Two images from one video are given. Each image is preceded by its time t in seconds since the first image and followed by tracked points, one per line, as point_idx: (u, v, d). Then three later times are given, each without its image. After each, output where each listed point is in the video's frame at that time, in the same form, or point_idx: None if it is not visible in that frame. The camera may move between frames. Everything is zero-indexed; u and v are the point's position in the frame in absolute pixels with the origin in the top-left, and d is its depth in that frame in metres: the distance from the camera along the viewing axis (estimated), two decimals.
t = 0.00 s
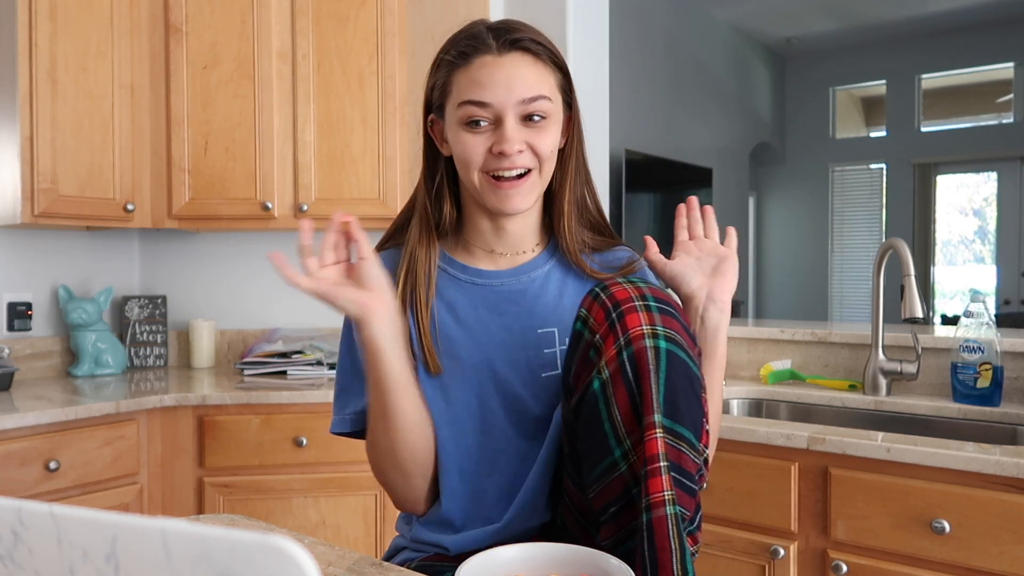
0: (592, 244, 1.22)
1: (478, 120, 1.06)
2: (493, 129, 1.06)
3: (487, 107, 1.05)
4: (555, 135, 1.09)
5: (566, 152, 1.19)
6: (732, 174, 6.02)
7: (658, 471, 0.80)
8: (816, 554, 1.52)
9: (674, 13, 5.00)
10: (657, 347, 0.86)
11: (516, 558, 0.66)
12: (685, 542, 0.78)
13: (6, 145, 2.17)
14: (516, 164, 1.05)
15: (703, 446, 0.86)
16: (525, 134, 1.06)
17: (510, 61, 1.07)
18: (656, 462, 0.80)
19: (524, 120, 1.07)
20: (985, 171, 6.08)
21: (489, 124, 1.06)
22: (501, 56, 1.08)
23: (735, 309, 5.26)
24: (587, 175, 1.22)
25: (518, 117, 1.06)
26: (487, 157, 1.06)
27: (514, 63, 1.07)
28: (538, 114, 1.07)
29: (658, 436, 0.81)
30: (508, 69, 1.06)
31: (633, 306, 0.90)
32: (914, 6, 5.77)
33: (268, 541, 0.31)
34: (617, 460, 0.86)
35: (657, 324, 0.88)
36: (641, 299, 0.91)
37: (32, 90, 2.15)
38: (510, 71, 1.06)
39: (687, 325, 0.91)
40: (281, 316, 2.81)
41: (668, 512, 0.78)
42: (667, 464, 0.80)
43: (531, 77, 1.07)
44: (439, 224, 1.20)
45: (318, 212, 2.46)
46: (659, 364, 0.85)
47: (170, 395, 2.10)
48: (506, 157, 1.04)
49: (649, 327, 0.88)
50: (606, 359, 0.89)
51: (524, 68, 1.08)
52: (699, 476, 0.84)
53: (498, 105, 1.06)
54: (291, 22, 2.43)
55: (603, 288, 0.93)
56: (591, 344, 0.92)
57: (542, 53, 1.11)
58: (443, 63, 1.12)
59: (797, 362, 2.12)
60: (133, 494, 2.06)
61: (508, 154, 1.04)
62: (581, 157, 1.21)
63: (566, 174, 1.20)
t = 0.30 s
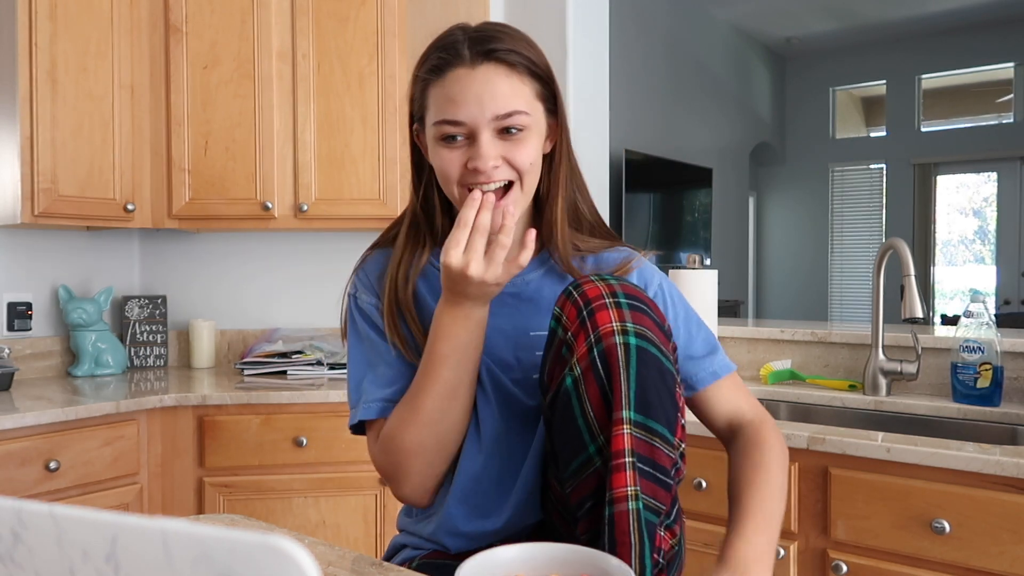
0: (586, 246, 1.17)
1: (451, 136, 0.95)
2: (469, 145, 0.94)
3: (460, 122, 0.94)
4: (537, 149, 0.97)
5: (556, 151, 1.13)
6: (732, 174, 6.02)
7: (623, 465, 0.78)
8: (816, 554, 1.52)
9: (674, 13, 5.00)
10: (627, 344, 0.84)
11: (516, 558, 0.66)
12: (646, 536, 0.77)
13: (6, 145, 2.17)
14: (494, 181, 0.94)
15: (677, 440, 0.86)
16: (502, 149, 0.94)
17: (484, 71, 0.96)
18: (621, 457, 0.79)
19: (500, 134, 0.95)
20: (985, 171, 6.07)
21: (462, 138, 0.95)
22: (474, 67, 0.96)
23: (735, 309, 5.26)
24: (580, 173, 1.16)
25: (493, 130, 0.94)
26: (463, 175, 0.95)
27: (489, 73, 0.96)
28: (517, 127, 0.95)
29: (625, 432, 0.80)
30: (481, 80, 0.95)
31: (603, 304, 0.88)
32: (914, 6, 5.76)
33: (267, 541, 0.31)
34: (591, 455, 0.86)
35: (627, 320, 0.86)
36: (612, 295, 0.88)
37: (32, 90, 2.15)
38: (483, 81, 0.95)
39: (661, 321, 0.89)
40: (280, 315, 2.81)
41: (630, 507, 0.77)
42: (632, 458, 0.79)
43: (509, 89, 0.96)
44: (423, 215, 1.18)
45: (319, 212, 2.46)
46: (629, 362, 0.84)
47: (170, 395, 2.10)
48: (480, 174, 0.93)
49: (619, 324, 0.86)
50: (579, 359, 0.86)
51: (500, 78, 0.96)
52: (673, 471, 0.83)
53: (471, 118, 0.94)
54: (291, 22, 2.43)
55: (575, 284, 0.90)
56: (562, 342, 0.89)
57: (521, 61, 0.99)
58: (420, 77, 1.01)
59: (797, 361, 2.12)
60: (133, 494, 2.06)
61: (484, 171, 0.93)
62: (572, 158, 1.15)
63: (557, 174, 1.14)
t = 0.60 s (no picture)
0: (589, 256, 1.09)
1: (456, 137, 0.94)
2: (473, 146, 0.93)
3: (463, 123, 0.93)
4: (542, 149, 0.96)
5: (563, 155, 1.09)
6: (732, 174, 6.02)
7: (602, 470, 0.79)
8: (816, 554, 1.52)
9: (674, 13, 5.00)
10: (605, 346, 0.83)
11: (516, 558, 0.66)
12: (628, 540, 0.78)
13: (6, 145, 2.17)
14: (500, 183, 0.93)
15: (662, 442, 0.84)
16: (507, 151, 0.93)
17: (489, 71, 0.95)
18: (601, 461, 0.80)
19: (505, 134, 0.94)
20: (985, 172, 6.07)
21: (466, 139, 0.94)
22: (477, 66, 0.95)
23: (734, 309, 5.26)
24: (591, 179, 1.11)
25: (497, 130, 0.93)
26: (468, 177, 0.94)
27: (493, 72, 0.95)
28: (523, 126, 0.94)
29: (603, 434, 0.80)
30: (485, 79, 0.94)
31: (582, 303, 0.86)
32: (915, 5, 5.76)
33: (267, 541, 0.31)
34: (572, 457, 0.85)
35: (606, 321, 0.85)
36: (591, 295, 0.87)
37: (32, 90, 2.15)
38: (487, 81, 0.94)
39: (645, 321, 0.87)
40: (280, 315, 2.81)
41: (612, 511, 0.78)
42: (612, 462, 0.79)
43: (515, 88, 0.95)
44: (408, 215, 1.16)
45: (319, 212, 2.46)
46: (607, 362, 0.83)
47: (170, 395, 2.10)
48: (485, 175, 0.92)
49: (598, 325, 0.85)
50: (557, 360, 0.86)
51: (504, 77, 0.95)
52: (657, 471, 0.83)
53: (474, 119, 0.93)
54: (291, 22, 2.43)
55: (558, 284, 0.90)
56: (541, 342, 0.88)
57: (528, 60, 0.98)
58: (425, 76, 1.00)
59: (797, 361, 2.12)
60: (133, 494, 2.06)
61: (488, 173, 0.92)
62: (580, 161, 1.09)
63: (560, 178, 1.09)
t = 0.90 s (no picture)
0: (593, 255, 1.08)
1: (458, 126, 0.91)
2: (475, 137, 0.90)
3: (467, 111, 0.90)
4: (547, 147, 0.93)
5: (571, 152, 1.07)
6: (732, 174, 6.01)
7: (629, 476, 0.80)
8: (816, 554, 1.52)
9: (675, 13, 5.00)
10: (640, 349, 0.84)
11: (517, 558, 0.66)
12: (648, 545, 0.80)
13: (7, 145, 2.17)
14: (499, 178, 0.90)
15: (688, 448, 0.85)
16: (510, 146, 0.90)
17: (499, 60, 0.92)
18: (628, 467, 0.80)
19: (509, 128, 0.91)
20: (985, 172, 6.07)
21: (469, 130, 0.91)
22: (488, 53, 0.92)
23: (734, 309, 5.27)
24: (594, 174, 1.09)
25: (502, 123, 0.90)
26: (466, 169, 0.91)
27: (503, 62, 0.92)
28: (529, 121, 0.92)
29: (633, 441, 0.80)
30: (494, 68, 0.91)
31: (617, 305, 0.87)
32: (915, 6, 5.76)
33: (268, 541, 0.31)
34: (597, 459, 0.86)
35: (641, 323, 0.86)
36: (626, 296, 0.88)
37: (32, 90, 2.15)
38: (496, 72, 0.91)
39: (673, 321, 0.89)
40: (280, 315, 2.81)
41: (634, 517, 0.79)
42: (640, 469, 0.80)
43: (523, 81, 0.92)
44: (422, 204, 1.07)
45: (319, 212, 2.46)
46: (641, 366, 0.83)
47: (170, 395, 2.10)
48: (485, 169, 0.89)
49: (633, 327, 0.85)
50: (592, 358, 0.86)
51: (514, 68, 0.92)
52: (682, 477, 0.84)
53: (480, 109, 0.90)
54: (291, 21, 2.43)
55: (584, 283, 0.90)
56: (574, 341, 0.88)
57: (541, 52, 0.96)
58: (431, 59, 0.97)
59: (797, 361, 2.12)
60: (132, 494, 2.06)
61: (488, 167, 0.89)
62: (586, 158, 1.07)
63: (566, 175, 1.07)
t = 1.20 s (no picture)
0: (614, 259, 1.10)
1: (462, 135, 0.90)
2: (480, 147, 0.90)
3: (470, 120, 0.89)
4: (554, 154, 0.93)
5: (592, 153, 1.08)
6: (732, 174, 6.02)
7: (680, 480, 0.84)
8: (817, 554, 1.52)
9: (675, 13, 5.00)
10: (690, 352, 0.88)
11: (517, 557, 0.66)
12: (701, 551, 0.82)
13: (7, 145, 2.17)
14: (503, 190, 0.91)
15: (722, 453, 0.88)
16: (517, 157, 0.90)
17: (503, 63, 0.90)
18: (679, 471, 0.84)
19: (515, 135, 0.90)
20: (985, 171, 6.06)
21: (473, 138, 0.90)
22: (492, 55, 0.90)
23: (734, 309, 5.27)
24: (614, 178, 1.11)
25: (508, 131, 0.90)
26: (471, 180, 0.91)
27: (509, 65, 0.90)
28: (538, 129, 0.91)
29: (683, 444, 0.85)
30: (499, 72, 0.89)
31: (668, 308, 0.92)
32: (915, 5, 5.76)
33: (268, 541, 0.31)
34: (633, 462, 0.90)
35: (692, 327, 0.90)
36: (678, 301, 0.93)
37: (32, 89, 2.15)
38: (500, 76, 0.89)
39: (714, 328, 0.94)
40: (280, 315, 2.81)
41: (687, 522, 0.82)
42: (690, 472, 0.84)
43: (530, 85, 0.91)
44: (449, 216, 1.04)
45: (318, 212, 2.46)
46: (690, 369, 0.87)
47: (171, 395, 2.10)
48: (490, 179, 0.89)
49: (684, 331, 0.90)
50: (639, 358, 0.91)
51: (520, 71, 0.90)
52: (715, 482, 0.87)
53: (483, 117, 0.89)
54: (291, 21, 2.43)
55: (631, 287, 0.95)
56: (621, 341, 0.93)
57: (550, 53, 0.94)
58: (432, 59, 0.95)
59: (797, 361, 2.12)
60: (133, 494, 2.06)
61: (495, 179, 0.89)
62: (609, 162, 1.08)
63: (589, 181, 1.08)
